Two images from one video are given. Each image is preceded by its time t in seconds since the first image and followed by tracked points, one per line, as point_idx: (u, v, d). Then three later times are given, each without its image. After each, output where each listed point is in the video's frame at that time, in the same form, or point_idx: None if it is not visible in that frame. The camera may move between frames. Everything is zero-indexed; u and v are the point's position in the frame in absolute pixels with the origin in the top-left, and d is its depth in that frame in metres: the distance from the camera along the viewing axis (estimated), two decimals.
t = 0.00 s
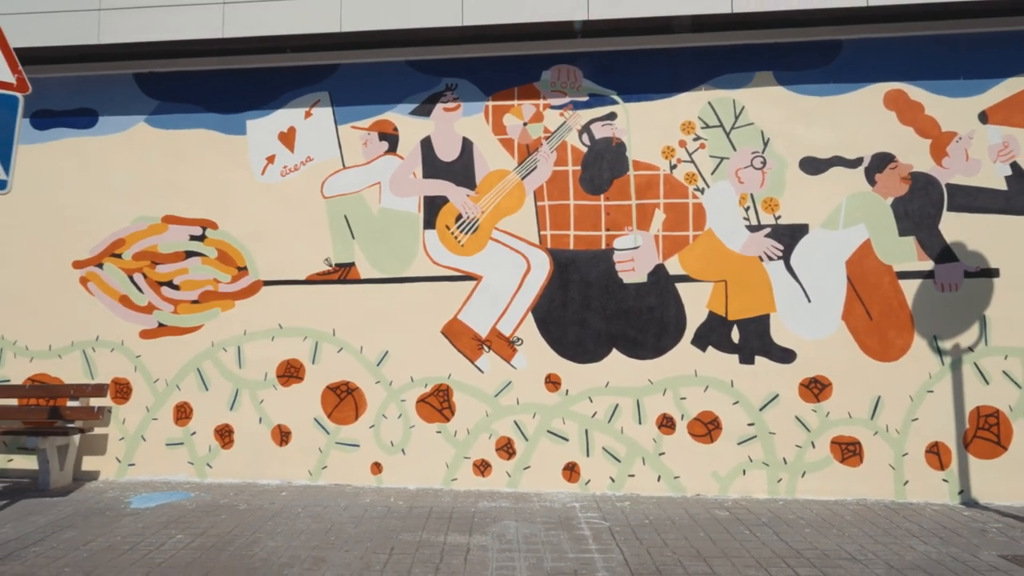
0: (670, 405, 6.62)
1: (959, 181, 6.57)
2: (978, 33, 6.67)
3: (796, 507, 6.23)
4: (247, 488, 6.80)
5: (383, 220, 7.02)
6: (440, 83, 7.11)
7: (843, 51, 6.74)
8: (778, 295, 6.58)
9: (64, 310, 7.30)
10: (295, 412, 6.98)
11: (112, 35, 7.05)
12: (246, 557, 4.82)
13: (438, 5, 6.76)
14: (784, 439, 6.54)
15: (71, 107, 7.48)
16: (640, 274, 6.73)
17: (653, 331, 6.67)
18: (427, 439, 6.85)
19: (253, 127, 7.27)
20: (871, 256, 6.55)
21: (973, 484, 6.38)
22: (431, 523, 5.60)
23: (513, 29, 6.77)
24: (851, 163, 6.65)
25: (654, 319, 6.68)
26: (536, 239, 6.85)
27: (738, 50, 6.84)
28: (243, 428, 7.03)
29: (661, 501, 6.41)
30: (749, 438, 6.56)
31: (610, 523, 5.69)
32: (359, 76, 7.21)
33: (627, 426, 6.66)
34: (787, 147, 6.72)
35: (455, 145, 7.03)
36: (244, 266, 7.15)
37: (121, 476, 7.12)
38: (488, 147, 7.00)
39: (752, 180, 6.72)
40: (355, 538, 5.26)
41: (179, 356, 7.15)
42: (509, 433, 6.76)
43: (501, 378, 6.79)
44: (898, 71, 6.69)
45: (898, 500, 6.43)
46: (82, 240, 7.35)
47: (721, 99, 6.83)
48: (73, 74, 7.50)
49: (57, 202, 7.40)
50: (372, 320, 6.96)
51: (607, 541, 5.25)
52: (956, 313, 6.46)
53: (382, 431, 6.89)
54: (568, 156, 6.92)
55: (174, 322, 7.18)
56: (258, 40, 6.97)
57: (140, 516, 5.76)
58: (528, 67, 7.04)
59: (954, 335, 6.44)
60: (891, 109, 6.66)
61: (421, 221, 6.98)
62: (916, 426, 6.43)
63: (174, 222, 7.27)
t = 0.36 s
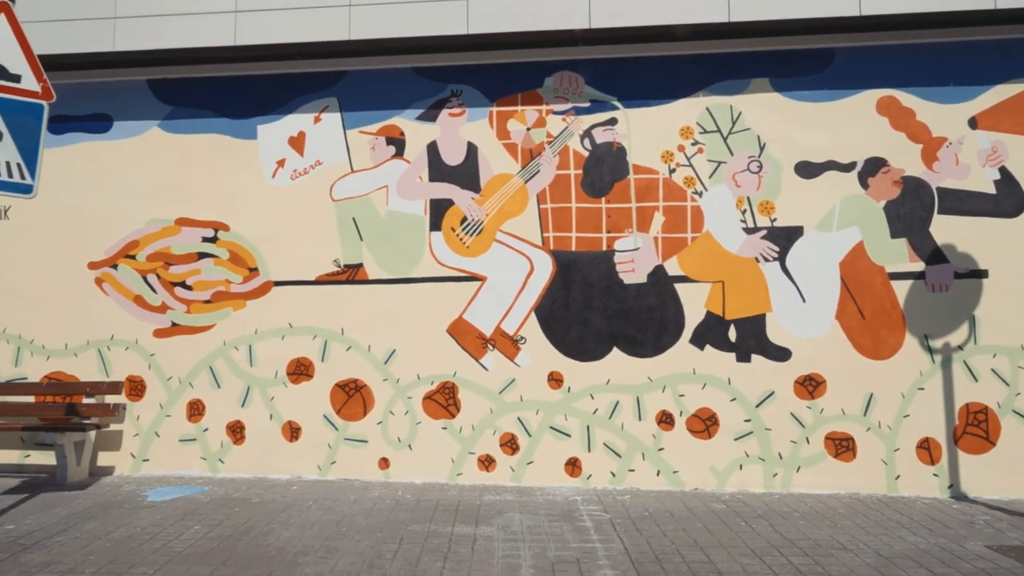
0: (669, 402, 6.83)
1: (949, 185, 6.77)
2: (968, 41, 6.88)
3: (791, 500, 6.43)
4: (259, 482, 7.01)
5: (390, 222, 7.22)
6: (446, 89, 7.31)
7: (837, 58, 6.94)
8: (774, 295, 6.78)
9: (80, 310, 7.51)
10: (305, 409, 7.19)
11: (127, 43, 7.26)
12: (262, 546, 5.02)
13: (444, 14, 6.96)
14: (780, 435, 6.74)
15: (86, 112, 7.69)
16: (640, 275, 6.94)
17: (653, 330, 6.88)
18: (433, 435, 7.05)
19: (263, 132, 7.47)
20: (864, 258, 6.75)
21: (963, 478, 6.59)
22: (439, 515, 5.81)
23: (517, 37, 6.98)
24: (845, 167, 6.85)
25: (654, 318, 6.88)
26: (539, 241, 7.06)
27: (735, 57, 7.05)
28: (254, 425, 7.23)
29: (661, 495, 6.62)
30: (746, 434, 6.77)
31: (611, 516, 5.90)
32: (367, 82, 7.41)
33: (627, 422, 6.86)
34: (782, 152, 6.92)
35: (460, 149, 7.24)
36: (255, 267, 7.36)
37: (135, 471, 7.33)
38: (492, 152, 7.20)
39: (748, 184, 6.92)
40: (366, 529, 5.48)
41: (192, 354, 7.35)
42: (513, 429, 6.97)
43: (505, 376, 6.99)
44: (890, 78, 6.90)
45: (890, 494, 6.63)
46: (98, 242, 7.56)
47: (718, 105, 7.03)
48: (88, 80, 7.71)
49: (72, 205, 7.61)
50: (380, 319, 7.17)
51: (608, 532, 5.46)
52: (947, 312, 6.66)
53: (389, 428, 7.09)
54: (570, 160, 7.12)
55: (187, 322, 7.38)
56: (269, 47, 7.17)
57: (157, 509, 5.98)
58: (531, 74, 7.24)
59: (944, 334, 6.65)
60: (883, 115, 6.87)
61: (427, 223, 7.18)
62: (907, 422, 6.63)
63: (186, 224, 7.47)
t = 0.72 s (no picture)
0: (668, 399, 7.03)
1: (940, 188, 6.97)
2: (959, 49, 7.08)
3: (786, 494, 6.64)
4: (270, 477, 7.22)
5: (397, 224, 7.43)
6: (451, 95, 7.52)
7: (832, 65, 7.15)
8: (770, 295, 6.99)
9: (95, 309, 7.72)
10: (314, 406, 7.40)
11: (142, 50, 7.47)
12: (277, 535, 5.24)
13: (450, 22, 7.17)
14: (775, 431, 6.95)
15: (101, 117, 7.90)
16: (640, 276, 7.15)
17: (652, 329, 7.08)
18: (439, 431, 7.26)
19: (274, 136, 7.68)
20: (857, 259, 6.96)
21: (953, 472, 6.79)
22: (446, 507, 6.03)
23: (520, 44, 7.18)
24: (839, 171, 7.06)
25: (653, 317, 7.09)
26: (542, 243, 7.26)
27: (733, 64, 7.26)
28: (265, 421, 7.44)
29: (660, 489, 6.82)
30: (742, 430, 6.97)
31: (612, 508, 6.11)
32: (374, 88, 7.62)
33: (628, 418, 7.07)
34: (778, 156, 7.13)
35: (465, 153, 7.44)
36: (265, 268, 7.57)
37: (149, 466, 7.54)
38: (497, 156, 7.41)
39: (745, 187, 7.13)
40: (376, 520, 5.69)
41: (204, 353, 7.56)
42: (516, 425, 7.17)
43: (509, 373, 7.20)
44: (883, 85, 7.10)
45: (883, 488, 6.84)
46: (112, 243, 7.76)
47: (716, 110, 7.24)
48: (103, 86, 7.92)
49: (88, 207, 7.82)
50: (387, 319, 7.38)
51: (609, 523, 5.67)
52: (938, 312, 6.86)
53: (397, 424, 7.30)
54: (572, 164, 7.33)
55: (199, 321, 7.59)
56: (279, 54, 7.38)
57: (174, 501, 6.19)
58: (534, 80, 7.45)
59: (935, 333, 6.85)
60: (876, 120, 7.07)
61: (433, 225, 7.39)
62: (899, 418, 6.84)
63: (199, 226, 7.68)
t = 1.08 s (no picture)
0: (667, 396, 7.24)
1: (931, 192, 7.18)
2: (950, 56, 7.29)
3: (781, 489, 6.85)
4: (280, 472, 7.42)
5: (404, 226, 7.64)
6: (456, 100, 7.73)
7: (827, 72, 7.36)
8: (766, 296, 7.20)
9: (110, 309, 7.93)
10: (323, 403, 7.60)
11: (156, 57, 7.68)
12: (291, 527, 5.45)
13: (455, 31, 7.39)
14: (772, 428, 7.15)
15: (115, 122, 8.11)
16: (640, 277, 7.36)
17: (652, 329, 7.29)
18: (444, 428, 7.46)
19: (284, 141, 7.89)
20: (851, 261, 7.17)
21: (944, 468, 7.00)
22: (452, 500, 6.24)
23: (524, 52, 7.40)
24: (833, 175, 7.27)
25: (653, 317, 7.30)
26: (545, 245, 7.47)
27: (730, 71, 7.47)
28: (275, 418, 7.65)
29: (659, 484, 7.03)
30: (740, 427, 7.18)
31: (613, 501, 6.32)
32: (381, 94, 7.83)
33: (628, 415, 7.27)
34: (774, 160, 7.34)
35: (470, 157, 7.65)
36: (276, 269, 7.78)
37: (163, 462, 7.74)
38: (501, 160, 7.62)
39: (742, 191, 7.34)
40: (385, 512, 5.90)
41: (216, 352, 7.77)
42: (520, 422, 7.38)
43: (513, 372, 7.40)
44: (876, 91, 7.31)
45: (876, 483, 7.04)
46: (126, 245, 7.97)
47: (714, 116, 7.45)
48: (117, 92, 8.13)
49: (102, 210, 8.03)
50: (394, 319, 7.59)
51: (611, 515, 5.89)
52: (929, 312, 7.07)
53: (403, 421, 7.51)
54: (574, 168, 7.54)
55: (211, 321, 7.80)
56: (289, 61, 7.60)
57: (190, 495, 6.41)
58: (537, 87, 7.66)
59: (926, 333, 7.06)
60: (869, 126, 7.28)
61: (438, 228, 7.60)
62: (891, 415, 7.05)
63: (211, 228, 7.89)
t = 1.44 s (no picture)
0: (667, 394, 7.45)
1: (923, 196, 7.39)
2: (942, 64, 7.50)
3: (777, 484, 7.06)
4: (290, 468, 7.63)
5: (410, 229, 7.85)
6: (461, 106, 7.94)
7: (822, 79, 7.57)
8: (763, 296, 7.41)
9: (124, 309, 8.14)
10: (332, 401, 7.81)
11: (169, 64, 7.90)
12: (304, 519, 5.67)
13: (460, 38, 7.60)
14: (768, 424, 7.36)
15: (129, 127, 8.33)
16: (640, 278, 7.56)
17: (652, 329, 7.50)
18: (449, 425, 7.67)
19: (293, 145, 8.10)
20: (845, 262, 7.37)
21: (935, 464, 7.20)
22: (459, 494, 6.45)
23: (527, 59, 7.61)
24: (828, 179, 7.48)
25: (653, 317, 7.51)
26: (547, 247, 7.68)
27: (728, 78, 7.68)
28: (285, 415, 7.86)
29: (659, 479, 7.24)
30: (737, 424, 7.39)
31: (614, 495, 6.53)
32: (388, 100, 8.04)
33: (629, 412, 7.48)
34: (771, 165, 7.55)
35: (475, 161, 7.86)
36: (285, 270, 7.99)
37: (175, 458, 7.95)
38: (505, 164, 7.83)
39: (740, 195, 7.55)
40: (394, 505, 6.11)
41: (227, 350, 7.98)
42: (523, 419, 7.59)
43: (517, 370, 7.61)
44: (870, 98, 7.53)
45: (869, 478, 7.25)
46: (140, 247, 8.19)
47: (712, 122, 7.66)
48: (130, 97, 8.34)
49: (116, 212, 8.24)
50: (401, 318, 7.80)
51: (612, 509, 6.09)
52: (921, 312, 7.28)
53: (410, 418, 7.72)
54: (576, 172, 7.75)
55: (222, 320, 8.01)
56: (299, 68, 7.81)
57: (204, 489, 6.62)
58: (540, 93, 7.87)
59: (918, 332, 7.26)
60: (863, 131, 7.49)
61: (444, 230, 7.80)
62: (884, 413, 7.25)
63: (222, 231, 8.10)
